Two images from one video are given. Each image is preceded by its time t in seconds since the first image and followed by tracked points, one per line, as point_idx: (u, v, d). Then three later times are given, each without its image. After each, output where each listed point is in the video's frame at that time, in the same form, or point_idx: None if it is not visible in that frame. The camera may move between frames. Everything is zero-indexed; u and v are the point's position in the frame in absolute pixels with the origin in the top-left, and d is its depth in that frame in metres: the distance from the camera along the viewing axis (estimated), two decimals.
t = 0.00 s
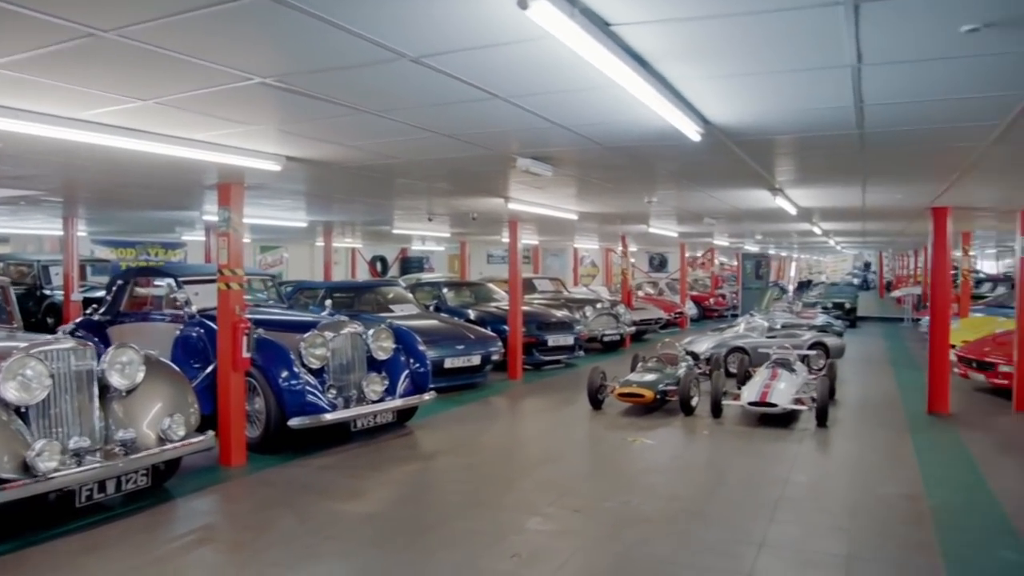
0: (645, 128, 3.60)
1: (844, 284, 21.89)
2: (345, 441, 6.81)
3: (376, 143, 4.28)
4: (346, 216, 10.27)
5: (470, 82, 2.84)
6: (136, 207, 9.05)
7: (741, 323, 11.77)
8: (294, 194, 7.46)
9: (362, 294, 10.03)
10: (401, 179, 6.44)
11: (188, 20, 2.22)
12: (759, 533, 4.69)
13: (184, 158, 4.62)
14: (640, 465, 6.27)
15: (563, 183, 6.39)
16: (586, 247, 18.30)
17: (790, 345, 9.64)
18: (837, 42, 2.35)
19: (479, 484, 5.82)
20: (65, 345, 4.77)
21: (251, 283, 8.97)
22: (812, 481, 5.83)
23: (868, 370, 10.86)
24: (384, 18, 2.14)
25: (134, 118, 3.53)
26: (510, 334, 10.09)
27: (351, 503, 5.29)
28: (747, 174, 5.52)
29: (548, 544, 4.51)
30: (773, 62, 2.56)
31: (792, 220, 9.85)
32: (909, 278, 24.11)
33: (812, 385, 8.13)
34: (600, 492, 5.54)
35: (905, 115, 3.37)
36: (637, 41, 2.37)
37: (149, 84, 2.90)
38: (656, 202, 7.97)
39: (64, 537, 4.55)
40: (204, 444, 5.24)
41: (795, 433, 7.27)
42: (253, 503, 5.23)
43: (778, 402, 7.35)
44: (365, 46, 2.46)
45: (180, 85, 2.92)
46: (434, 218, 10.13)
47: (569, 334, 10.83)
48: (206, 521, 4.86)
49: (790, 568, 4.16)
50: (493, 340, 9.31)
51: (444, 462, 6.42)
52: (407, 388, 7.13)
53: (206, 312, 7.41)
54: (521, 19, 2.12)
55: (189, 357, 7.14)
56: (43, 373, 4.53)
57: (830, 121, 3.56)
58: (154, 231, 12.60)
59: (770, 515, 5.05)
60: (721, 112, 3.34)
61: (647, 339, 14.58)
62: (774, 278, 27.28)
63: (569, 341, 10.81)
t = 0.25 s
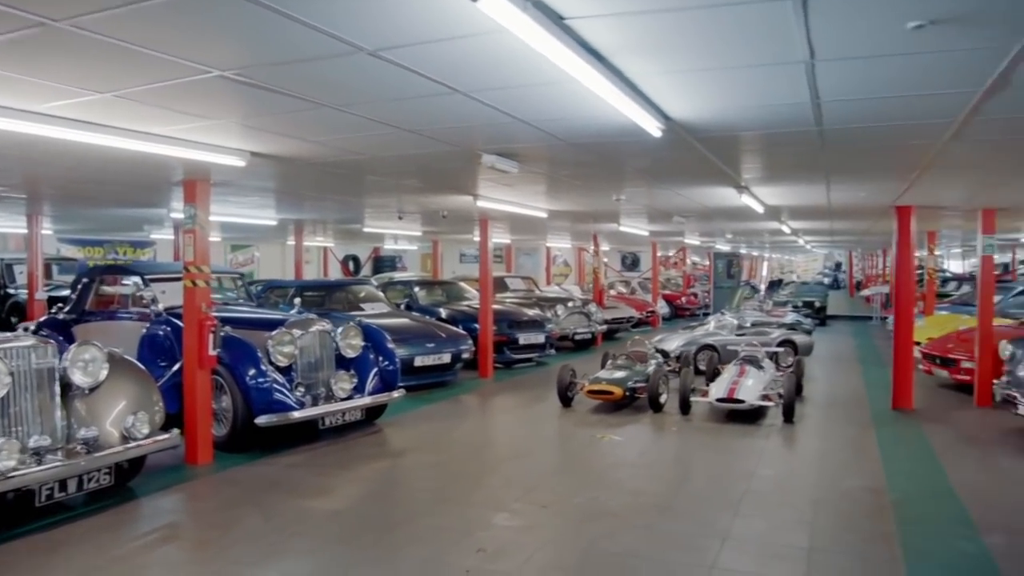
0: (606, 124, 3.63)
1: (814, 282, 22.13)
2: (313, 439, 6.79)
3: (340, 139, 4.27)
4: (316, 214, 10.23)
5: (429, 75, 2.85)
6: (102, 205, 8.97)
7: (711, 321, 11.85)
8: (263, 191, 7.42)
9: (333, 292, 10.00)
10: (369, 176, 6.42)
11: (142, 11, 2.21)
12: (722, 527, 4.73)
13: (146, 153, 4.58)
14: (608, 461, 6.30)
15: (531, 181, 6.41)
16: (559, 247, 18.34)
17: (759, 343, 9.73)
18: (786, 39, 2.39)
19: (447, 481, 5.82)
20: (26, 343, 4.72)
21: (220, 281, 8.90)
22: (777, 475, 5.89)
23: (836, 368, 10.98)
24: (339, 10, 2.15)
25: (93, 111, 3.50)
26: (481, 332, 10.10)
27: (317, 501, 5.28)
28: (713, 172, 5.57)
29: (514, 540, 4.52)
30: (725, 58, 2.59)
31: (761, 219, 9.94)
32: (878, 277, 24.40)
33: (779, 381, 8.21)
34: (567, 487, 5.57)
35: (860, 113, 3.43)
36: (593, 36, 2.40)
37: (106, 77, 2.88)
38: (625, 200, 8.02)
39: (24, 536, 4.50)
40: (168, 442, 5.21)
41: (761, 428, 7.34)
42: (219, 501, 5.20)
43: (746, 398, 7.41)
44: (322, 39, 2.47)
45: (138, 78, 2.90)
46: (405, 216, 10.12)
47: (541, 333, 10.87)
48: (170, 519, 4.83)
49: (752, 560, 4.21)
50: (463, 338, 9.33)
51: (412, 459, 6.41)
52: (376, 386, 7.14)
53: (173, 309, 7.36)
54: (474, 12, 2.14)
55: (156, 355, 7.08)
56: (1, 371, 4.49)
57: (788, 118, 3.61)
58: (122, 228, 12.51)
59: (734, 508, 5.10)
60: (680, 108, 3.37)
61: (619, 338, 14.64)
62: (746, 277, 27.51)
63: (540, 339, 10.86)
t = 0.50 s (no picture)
0: (568, 118, 3.66)
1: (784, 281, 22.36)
2: (281, 437, 6.76)
3: (304, 134, 4.27)
4: (285, 212, 10.19)
5: (386, 69, 2.86)
6: (66, 202, 8.87)
7: (681, 319, 11.94)
8: (229, 188, 7.38)
9: (302, 291, 9.96)
10: (335, 173, 6.40)
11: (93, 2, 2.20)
12: (686, 520, 4.78)
13: (107, 147, 4.53)
14: (575, 457, 6.34)
15: (498, 178, 6.42)
16: (531, 245, 18.38)
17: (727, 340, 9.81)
18: (737, 34, 2.42)
19: (415, 478, 5.82)
20: None
21: (188, 280, 8.83)
22: (742, 470, 5.95)
23: (803, 364, 11.11)
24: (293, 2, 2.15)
25: (50, 104, 3.47)
26: (451, 330, 10.11)
27: (283, 498, 5.26)
28: (677, 168, 5.61)
29: (479, 535, 4.54)
30: (679, 53, 2.63)
31: (729, 217, 10.03)
32: (847, 276, 24.71)
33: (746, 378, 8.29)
34: (534, 483, 5.59)
35: (816, 110, 3.48)
36: (548, 31, 2.42)
37: (61, 69, 2.86)
38: (593, 198, 8.05)
39: None
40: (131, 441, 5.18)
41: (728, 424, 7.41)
42: (183, 499, 5.17)
43: (713, 394, 7.46)
44: (278, 32, 2.47)
45: (94, 69, 2.88)
46: (375, 214, 10.10)
47: (511, 331, 10.91)
48: (133, 518, 4.79)
49: (714, 552, 4.26)
50: (433, 336, 9.33)
51: (380, 456, 6.40)
52: (344, 384, 7.13)
53: (138, 308, 7.29)
54: (427, 5, 2.15)
55: (121, 353, 7.00)
56: None
57: (747, 115, 3.65)
58: (87, 226, 12.35)
59: (698, 502, 5.14)
60: (640, 104, 3.41)
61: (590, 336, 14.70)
62: (718, 276, 27.74)
63: (511, 337, 10.89)
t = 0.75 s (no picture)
0: (530, 113, 3.68)
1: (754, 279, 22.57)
2: (247, 436, 6.72)
3: (267, 130, 4.24)
4: (253, 210, 10.13)
5: (345, 62, 2.86)
6: (29, 199, 8.75)
7: (650, 317, 12.00)
8: (194, 185, 7.32)
9: (271, 289, 9.89)
10: (300, 170, 6.37)
11: None
12: (650, 514, 4.82)
13: (67, 141, 4.49)
14: (542, 454, 6.36)
15: (465, 175, 6.43)
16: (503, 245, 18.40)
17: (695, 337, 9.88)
18: (690, 27, 2.45)
19: (382, 474, 5.81)
20: None
21: (154, 278, 8.74)
22: (707, 465, 6.00)
23: (771, 362, 11.22)
24: None
25: (6, 96, 3.42)
26: (421, 329, 10.10)
27: (248, 496, 5.24)
28: (641, 165, 5.66)
29: (443, 531, 4.54)
30: (634, 47, 2.65)
31: (697, 216, 10.11)
32: (816, 275, 24.97)
33: (713, 375, 8.35)
34: (501, 480, 5.60)
35: (774, 106, 3.52)
36: (504, 24, 2.43)
37: (15, 59, 2.82)
38: (561, 195, 8.08)
39: None
40: (92, 439, 5.12)
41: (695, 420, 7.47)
42: (146, 498, 5.13)
43: (680, 390, 7.50)
44: (234, 24, 2.46)
45: (48, 60, 2.85)
46: (344, 212, 10.07)
47: (482, 329, 10.92)
48: (95, 516, 4.74)
49: (677, 545, 4.30)
50: (403, 334, 9.31)
51: (347, 454, 6.39)
52: (312, 382, 7.11)
53: (101, 306, 7.21)
54: None
55: (84, 351, 6.83)
56: None
57: (707, 112, 3.69)
58: (53, 224, 12.15)
59: (663, 496, 5.19)
60: (600, 99, 3.43)
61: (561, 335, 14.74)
62: (689, 276, 27.93)
63: (482, 336, 10.91)
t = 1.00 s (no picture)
0: (485, 107, 3.71)
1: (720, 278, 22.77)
2: (208, 434, 6.67)
3: (222, 123, 4.22)
4: (216, 208, 10.05)
5: (296, 54, 2.87)
6: None
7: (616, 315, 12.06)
8: (154, 181, 7.25)
9: (235, 287, 9.80)
10: (261, 166, 6.34)
11: None
12: (609, 507, 4.86)
13: (19, 134, 4.43)
14: (504, 449, 6.38)
15: (427, 171, 6.44)
16: (471, 243, 18.40)
17: (659, 334, 9.96)
18: (634, 20, 2.48)
19: (343, 471, 5.80)
20: None
21: (115, 276, 8.63)
22: (667, 459, 6.07)
23: (735, 359, 11.33)
24: None
25: None
26: (386, 326, 10.08)
27: (206, 493, 5.20)
28: (601, 161, 5.70)
29: (402, 526, 4.55)
30: (582, 40, 2.69)
31: (661, 214, 10.18)
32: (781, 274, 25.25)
33: (676, 371, 8.42)
34: (462, 475, 5.62)
35: (724, 101, 3.57)
36: (452, 16, 2.46)
37: None
38: (525, 193, 8.10)
39: None
40: (46, 437, 5.06)
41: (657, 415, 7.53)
42: (103, 496, 5.07)
43: (642, 386, 7.54)
44: (181, 14, 2.46)
45: None
46: (308, 210, 10.02)
47: (448, 327, 10.92)
48: (49, 515, 4.69)
49: (634, 537, 4.34)
50: (367, 332, 9.29)
51: (309, 451, 6.37)
52: (274, 379, 7.07)
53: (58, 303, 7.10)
54: None
55: (39, 349, 6.72)
56: None
57: (660, 107, 3.73)
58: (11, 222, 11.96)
59: (622, 490, 5.24)
60: (553, 94, 3.47)
61: (528, 333, 14.77)
62: (657, 276, 28.12)
63: (447, 334, 10.91)
